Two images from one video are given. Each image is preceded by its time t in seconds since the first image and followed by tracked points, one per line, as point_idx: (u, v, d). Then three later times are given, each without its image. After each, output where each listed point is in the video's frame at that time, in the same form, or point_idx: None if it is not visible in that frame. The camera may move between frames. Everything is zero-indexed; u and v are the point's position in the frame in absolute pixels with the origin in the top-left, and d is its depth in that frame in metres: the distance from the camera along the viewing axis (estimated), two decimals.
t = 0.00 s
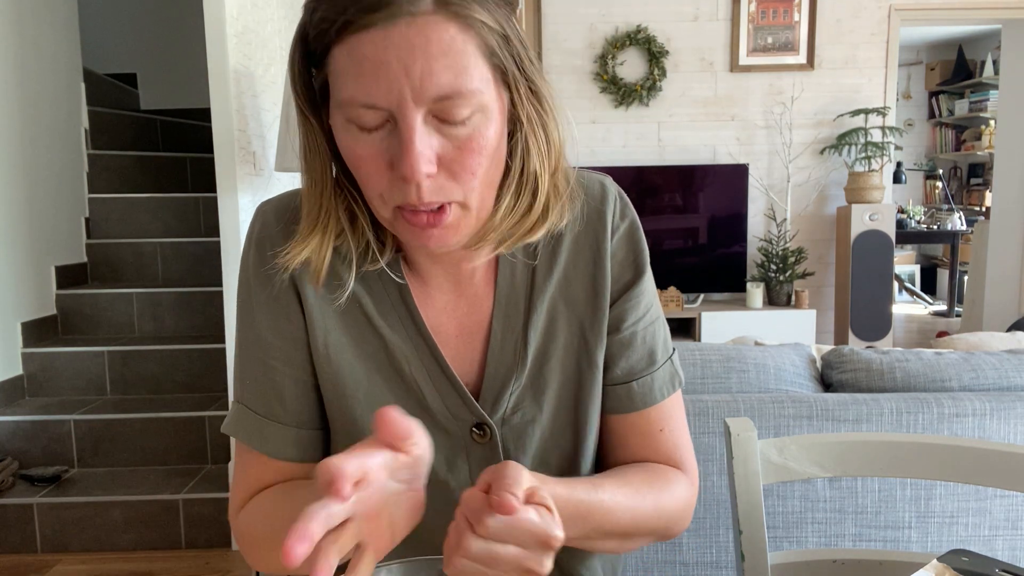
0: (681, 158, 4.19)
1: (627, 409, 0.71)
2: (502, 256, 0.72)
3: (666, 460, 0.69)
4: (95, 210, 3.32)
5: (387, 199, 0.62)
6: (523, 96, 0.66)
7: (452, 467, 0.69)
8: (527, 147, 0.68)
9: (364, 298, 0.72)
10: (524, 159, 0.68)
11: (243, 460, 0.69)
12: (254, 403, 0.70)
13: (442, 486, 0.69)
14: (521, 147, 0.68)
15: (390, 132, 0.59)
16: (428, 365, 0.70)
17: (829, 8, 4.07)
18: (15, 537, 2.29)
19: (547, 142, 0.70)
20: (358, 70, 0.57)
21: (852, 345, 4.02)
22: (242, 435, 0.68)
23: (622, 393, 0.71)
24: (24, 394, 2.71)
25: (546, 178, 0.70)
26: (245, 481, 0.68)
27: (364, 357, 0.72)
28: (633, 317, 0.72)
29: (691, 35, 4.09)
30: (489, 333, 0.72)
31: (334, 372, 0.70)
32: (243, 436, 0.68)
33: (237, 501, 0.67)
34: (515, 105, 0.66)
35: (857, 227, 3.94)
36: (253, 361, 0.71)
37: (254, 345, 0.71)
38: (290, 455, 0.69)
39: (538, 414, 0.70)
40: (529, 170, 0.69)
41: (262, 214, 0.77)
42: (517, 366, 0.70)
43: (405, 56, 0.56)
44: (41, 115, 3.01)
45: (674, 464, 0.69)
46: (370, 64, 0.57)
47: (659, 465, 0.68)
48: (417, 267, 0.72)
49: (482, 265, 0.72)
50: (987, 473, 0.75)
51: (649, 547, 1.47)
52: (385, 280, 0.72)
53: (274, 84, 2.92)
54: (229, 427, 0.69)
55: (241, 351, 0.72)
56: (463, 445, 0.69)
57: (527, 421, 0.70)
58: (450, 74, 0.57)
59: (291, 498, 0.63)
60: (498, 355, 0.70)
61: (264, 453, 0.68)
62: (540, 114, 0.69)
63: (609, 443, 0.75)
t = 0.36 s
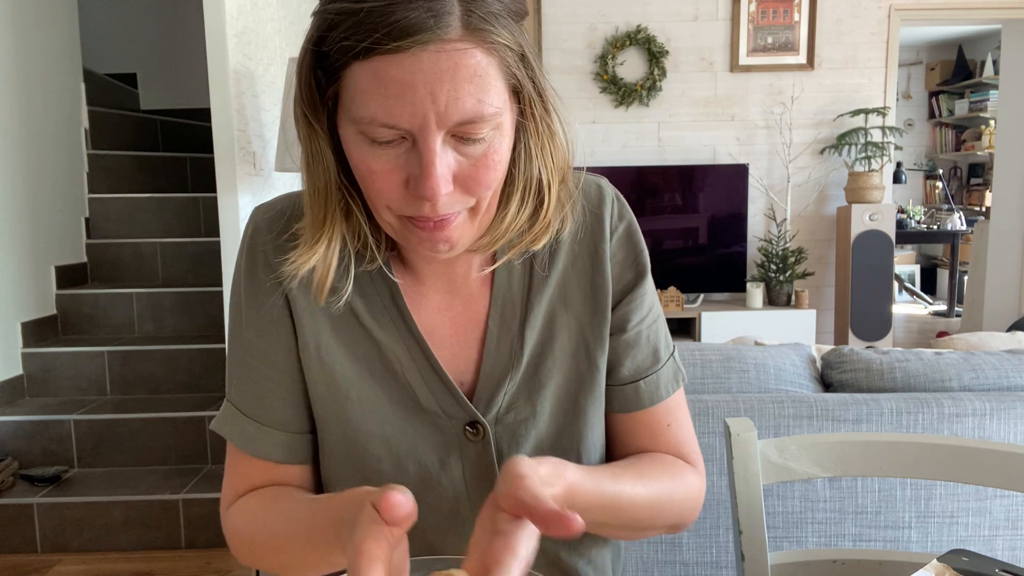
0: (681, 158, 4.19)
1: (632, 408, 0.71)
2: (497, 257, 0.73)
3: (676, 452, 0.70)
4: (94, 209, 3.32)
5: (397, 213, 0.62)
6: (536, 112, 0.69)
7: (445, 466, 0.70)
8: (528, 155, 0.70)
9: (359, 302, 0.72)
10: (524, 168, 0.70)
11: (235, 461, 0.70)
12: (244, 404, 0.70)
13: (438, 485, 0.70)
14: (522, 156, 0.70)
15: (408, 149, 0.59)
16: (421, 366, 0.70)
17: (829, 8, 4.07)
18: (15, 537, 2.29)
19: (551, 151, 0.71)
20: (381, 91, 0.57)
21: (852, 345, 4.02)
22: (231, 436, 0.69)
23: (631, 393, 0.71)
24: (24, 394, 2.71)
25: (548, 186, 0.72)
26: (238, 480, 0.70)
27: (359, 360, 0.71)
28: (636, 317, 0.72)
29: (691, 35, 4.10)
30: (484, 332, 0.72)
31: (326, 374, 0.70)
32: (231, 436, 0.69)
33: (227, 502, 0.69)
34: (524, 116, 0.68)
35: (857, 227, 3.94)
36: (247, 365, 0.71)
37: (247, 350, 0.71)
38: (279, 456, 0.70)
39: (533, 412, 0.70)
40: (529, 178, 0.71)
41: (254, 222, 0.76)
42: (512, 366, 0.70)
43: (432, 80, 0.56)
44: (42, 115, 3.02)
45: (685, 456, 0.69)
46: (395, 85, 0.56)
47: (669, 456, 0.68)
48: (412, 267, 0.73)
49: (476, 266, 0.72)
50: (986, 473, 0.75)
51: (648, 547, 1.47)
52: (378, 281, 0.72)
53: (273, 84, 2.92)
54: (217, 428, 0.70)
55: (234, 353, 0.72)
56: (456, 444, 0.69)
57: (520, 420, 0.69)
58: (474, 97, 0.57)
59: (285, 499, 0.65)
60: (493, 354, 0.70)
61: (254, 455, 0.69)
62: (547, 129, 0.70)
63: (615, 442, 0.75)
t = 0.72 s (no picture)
0: (681, 158, 4.19)
1: (634, 410, 0.71)
2: (502, 254, 0.73)
3: (667, 452, 0.70)
4: (94, 210, 3.32)
5: (400, 203, 0.62)
6: (545, 111, 0.69)
7: (448, 463, 0.69)
8: (535, 155, 0.70)
9: (363, 297, 0.72)
10: (531, 166, 0.71)
11: (236, 455, 0.70)
12: (247, 398, 0.70)
13: (440, 483, 0.69)
14: (529, 156, 0.70)
15: (413, 138, 0.59)
16: (426, 362, 0.70)
17: (829, 8, 4.07)
18: (15, 537, 2.29)
19: (558, 150, 0.71)
20: (390, 77, 0.58)
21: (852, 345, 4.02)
22: (234, 429, 0.69)
23: (634, 396, 0.71)
24: (24, 394, 2.71)
25: (554, 188, 0.72)
26: (239, 479, 0.69)
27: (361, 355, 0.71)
28: (641, 322, 0.72)
29: (691, 35, 4.09)
30: (490, 331, 0.72)
31: (330, 369, 0.70)
32: (233, 429, 0.69)
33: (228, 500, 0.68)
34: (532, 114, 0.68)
35: (857, 227, 3.94)
36: (249, 357, 0.71)
37: (249, 341, 0.71)
38: (281, 451, 0.69)
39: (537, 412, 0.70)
40: (535, 177, 0.71)
41: (261, 213, 0.76)
42: (517, 364, 0.70)
43: (442, 68, 0.57)
44: (41, 114, 3.02)
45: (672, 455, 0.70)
46: (404, 71, 0.57)
47: (661, 456, 0.69)
48: (418, 262, 0.73)
49: (481, 263, 0.72)
50: (986, 472, 0.75)
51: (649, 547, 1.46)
52: (382, 277, 0.72)
53: (273, 84, 2.92)
54: (219, 423, 0.69)
55: (236, 344, 0.72)
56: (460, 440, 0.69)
57: (524, 420, 0.69)
58: (481, 89, 0.58)
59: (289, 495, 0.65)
60: (497, 352, 0.70)
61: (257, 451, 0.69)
62: (554, 130, 0.71)
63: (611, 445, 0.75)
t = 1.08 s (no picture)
0: (681, 158, 4.19)
1: (628, 413, 0.71)
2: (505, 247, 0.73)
3: (666, 462, 0.69)
4: (94, 209, 3.32)
5: (405, 162, 0.62)
6: (548, 89, 0.70)
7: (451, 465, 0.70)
8: (541, 142, 0.71)
9: (367, 288, 0.72)
10: (537, 154, 0.72)
11: (236, 456, 0.69)
12: (250, 399, 0.70)
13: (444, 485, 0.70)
14: (534, 143, 0.71)
15: (419, 89, 0.61)
16: (429, 359, 0.70)
17: (829, 8, 4.07)
18: (14, 537, 2.29)
19: (562, 137, 0.73)
20: (397, 22, 0.61)
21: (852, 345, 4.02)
22: (237, 432, 0.68)
23: (624, 397, 0.71)
24: (24, 394, 2.71)
25: (557, 176, 0.73)
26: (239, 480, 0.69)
27: (366, 347, 0.71)
28: (635, 321, 0.72)
29: (691, 35, 4.10)
30: (491, 332, 0.72)
31: (333, 365, 0.70)
32: (237, 431, 0.68)
33: (231, 498, 0.68)
34: (537, 91, 0.70)
35: (857, 227, 3.94)
36: (254, 354, 0.71)
37: (255, 334, 0.71)
38: (286, 453, 0.69)
39: (536, 412, 0.70)
40: (541, 165, 0.72)
41: (266, 211, 0.77)
42: (518, 366, 0.70)
43: (447, 8, 0.60)
44: (41, 113, 3.02)
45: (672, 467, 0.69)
46: (410, 13, 0.61)
47: (659, 467, 0.68)
48: (422, 258, 0.73)
49: (484, 258, 0.72)
50: (986, 472, 0.75)
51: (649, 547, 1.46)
52: (386, 268, 0.73)
53: (273, 84, 2.92)
54: (223, 424, 0.69)
55: (241, 339, 0.72)
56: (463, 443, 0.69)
57: (524, 421, 0.70)
58: (485, 33, 0.61)
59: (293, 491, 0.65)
60: (498, 353, 0.70)
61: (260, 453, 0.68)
62: (559, 110, 0.72)
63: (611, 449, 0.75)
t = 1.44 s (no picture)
0: (681, 158, 4.19)
1: (633, 417, 0.70)
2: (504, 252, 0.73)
3: (674, 463, 0.69)
4: (94, 209, 3.32)
5: (402, 175, 0.62)
6: (547, 97, 0.70)
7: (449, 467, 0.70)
8: (541, 149, 0.71)
9: (366, 293, 0.72)
10: (537, 162, 0.71)
11: (225, 458, 0.68)
12: (245, 402, 0.69)
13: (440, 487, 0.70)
14: (534, 150, 0.71)
15: (415, 103, 0.61)
16: (430, 365, 0.70)
17: (829, 7, 4.07)
18: (15, 537, 2.29)
19: (561, 144, 0.72)
20: (394, 38, 0.60)
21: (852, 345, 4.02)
22: (229, 437, 0.68)
23: (628, 402, 0.70)
24: (24, 394, 2.71)
25: (557, 182, 0.72)
26: (225, 479, 0.68)
27: (364, 352, 0.72)
28: (636, 326, 0.72)
29: (691, 35, 4.09)
30: (491, 335, 0.72)
31: (331, 369, 0.70)
32: (228, 435, 0.68)
33: (216, 499, 0.67)
34: (537, 99, 0.69)
35: (857, 227, 3.94)
36: (250, 357, 0.70)
37: (251, 337, 0.70)
38: (278, 456, 0.69)
39: (537, 416, 0.70)
40: (541, 172, 0.71)
41: (264, 214, 0.76)
42: (518, 369, 0.70)
43: (444, 25, 0.59)
44: (41, 113, 3.02)
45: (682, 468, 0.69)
46: (407, 29, 0.60)
47: (666, 467, 0.68)
48: (420, 262, 0.73)
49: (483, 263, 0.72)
50: (985, 473, 0.75)
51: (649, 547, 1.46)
52: (384, 274, 0.73)
53: (273, 84, 2.92)
54: (214, 428, 0.68)
55: (236, 341, 0.71)
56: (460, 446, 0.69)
57: (524, 425, 0.70)
58: (483, 49, 0.60)
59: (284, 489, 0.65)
60: (498, 357, 0.70)
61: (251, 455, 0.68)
62: (558, 120, 0.72)
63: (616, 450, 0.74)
